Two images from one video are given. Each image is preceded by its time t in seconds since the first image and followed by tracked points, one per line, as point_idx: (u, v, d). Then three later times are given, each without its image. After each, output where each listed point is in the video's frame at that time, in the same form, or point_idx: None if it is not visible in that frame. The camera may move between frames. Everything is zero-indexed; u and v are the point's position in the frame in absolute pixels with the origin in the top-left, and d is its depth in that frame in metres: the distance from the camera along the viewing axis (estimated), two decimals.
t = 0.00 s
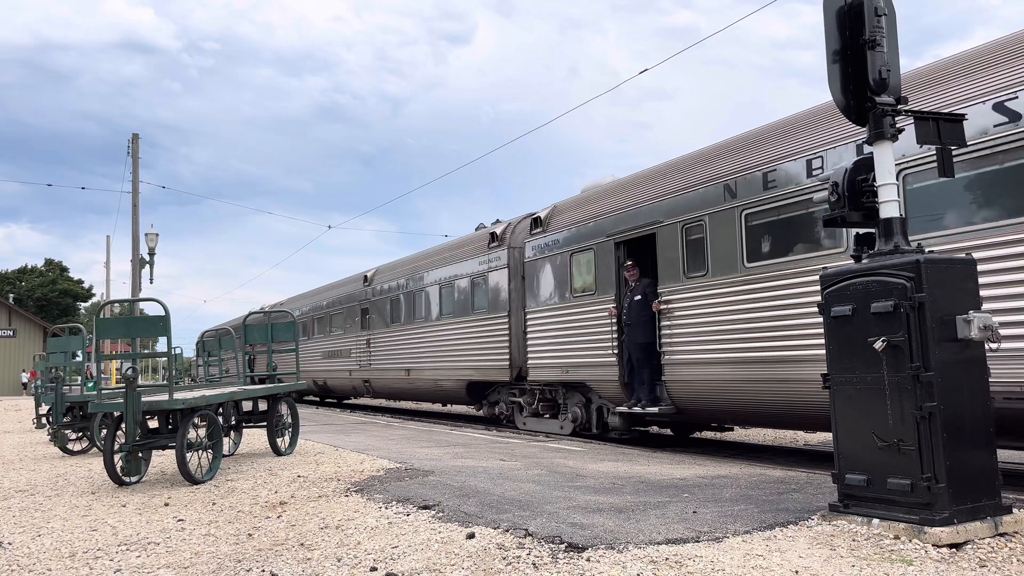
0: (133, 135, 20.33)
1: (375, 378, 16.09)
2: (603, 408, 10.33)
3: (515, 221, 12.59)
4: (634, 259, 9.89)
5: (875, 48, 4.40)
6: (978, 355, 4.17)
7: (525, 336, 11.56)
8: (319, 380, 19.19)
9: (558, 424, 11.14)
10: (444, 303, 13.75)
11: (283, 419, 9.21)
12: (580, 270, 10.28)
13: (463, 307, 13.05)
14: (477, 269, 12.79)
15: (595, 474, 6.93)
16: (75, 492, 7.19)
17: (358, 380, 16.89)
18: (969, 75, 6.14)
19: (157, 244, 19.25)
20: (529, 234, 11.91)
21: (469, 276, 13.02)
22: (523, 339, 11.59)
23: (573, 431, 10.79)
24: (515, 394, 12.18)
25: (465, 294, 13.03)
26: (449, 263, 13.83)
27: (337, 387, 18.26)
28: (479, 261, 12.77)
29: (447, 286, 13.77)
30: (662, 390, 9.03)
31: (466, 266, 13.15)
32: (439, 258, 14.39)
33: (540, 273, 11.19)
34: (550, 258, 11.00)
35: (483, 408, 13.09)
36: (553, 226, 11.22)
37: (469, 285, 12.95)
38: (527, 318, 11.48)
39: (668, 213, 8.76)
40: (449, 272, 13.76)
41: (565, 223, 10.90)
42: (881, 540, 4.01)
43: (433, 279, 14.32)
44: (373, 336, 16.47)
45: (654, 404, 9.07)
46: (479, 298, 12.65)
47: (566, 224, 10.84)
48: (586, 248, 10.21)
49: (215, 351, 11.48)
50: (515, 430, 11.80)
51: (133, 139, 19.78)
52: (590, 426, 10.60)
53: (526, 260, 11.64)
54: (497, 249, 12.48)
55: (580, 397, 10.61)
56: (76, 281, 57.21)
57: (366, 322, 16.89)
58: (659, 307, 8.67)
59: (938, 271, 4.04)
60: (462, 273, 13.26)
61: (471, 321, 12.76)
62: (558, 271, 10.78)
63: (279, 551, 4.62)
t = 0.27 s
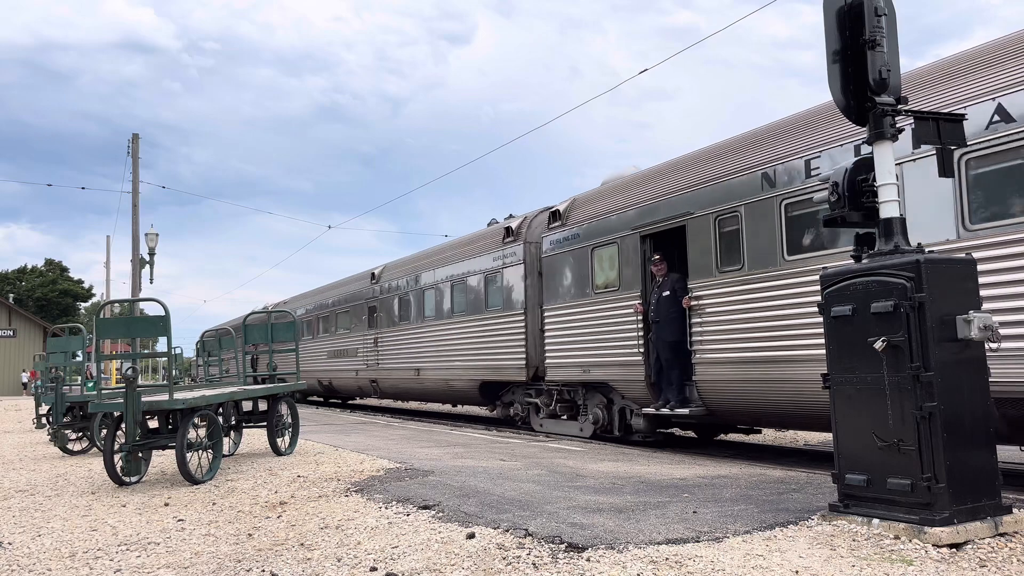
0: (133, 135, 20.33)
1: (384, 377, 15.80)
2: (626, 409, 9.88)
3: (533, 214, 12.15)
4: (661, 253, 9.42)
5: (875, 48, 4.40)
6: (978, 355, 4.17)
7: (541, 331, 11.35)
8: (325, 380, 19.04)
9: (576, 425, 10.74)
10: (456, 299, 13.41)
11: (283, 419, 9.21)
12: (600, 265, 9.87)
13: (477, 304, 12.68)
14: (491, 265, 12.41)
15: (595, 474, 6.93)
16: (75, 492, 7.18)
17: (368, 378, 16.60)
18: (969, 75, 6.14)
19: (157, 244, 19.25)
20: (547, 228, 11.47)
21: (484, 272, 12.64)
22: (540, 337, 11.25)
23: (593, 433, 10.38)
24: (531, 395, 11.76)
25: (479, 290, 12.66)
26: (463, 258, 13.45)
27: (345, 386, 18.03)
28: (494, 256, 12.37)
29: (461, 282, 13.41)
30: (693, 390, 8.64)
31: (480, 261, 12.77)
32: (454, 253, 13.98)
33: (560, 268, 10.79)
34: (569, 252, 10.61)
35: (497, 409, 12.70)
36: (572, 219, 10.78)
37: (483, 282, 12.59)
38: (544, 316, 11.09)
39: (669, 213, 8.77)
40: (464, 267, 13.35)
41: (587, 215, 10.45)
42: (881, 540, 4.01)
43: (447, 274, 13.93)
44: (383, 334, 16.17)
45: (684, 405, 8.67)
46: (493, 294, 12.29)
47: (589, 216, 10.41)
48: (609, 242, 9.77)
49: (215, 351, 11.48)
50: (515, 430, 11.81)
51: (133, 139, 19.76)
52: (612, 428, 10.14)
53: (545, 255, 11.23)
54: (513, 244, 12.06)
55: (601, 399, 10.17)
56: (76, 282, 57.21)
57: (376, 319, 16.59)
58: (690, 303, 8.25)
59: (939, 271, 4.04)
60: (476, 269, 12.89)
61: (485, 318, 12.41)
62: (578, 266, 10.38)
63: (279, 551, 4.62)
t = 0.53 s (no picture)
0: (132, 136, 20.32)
1: (392, 377, 15.49)
2: (650, 410, 9.53)
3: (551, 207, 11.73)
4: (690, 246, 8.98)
5: (875, 48, 4.40)
6: (978, 355, 4.16)
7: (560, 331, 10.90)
8: (329, 380, 18.84)
9: (597, 427, 10.36)
10: (470, 297, 13.04)
11: (284, 419, 9.20)
12: (622, 260, 9.48)
13: (493, 301, 12.29)
14: (507, 261, 12.03)
15: (595, 474, 6.93)
16: (75, 492, 7.18)
17: (376, 377, 16.26)
18: (969, 74, 6.15)
19: (157, 244, 19.24)
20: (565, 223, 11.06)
21: (499, 268, 12.27)
22: (558, 335, 10.91)
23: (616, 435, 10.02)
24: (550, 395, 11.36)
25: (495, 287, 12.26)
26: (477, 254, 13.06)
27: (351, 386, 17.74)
28: (511, 251, 11.97)
29: (474, 278, 13.05)
30: (726, 392, 8.24)
31: (495, 257, 12.39)
32: (468, 249, 13.57)
33: (580, 263, 10.38)
34: (588, 247, 10.22)
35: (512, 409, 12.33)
36: (593, 212, 10.35)
37: (497, 278, 12.22)
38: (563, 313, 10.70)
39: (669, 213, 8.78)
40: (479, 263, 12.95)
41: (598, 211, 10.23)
42: (881, 540, 4.01)
43: (460, 271, 13.52)
44: (392, 332, 15.81)
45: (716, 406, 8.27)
46: (507, 292, 11.94)
47: (610, 209, 9.99)
48: (633, 236, 9.35)
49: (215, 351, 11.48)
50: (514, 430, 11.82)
51: (133, 139, 19.75)
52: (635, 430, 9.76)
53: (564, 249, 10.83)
54: (529, 239, 11.65)
55: (625, 401, 9.77)
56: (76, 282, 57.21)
57: (385, 317, 16.23)
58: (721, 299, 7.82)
59: (939, 271, 4.04)
60: (492, 265, 12.50)
61: (500, 316, 12.03)
62: (599, 261, 9.94)
63: (279, 551, 4.62)
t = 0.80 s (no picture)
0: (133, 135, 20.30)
1: (396, 376, 15.32)
2: (677, 412, 9.12)
3: (570, 201, 11.31)
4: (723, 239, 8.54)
5: (876, 48, 4.40)
6: (978, 356, 4.16)
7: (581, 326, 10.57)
8: (334, 380, 18.54)
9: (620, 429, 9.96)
10: (483, 294, 12.65)
11: (284, 419, 9.20)
12: (647, 255, 9.06)
13: (508, 298, 11.88)
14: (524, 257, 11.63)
15: (595, 474, 6.93)
16: (75, 492, 7.19)
17: (384, 377, 15.84)
18: (969, 74, 6.15)
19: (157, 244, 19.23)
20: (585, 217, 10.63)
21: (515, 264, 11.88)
22: (578, 334, 10.51)
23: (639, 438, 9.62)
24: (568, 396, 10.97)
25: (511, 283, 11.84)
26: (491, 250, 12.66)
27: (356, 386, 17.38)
28: (528, 246, 11.56)
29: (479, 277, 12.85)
30: (764, 392, 7.81)
31: (510, 253, 12.02)
32: (482, 245, 13.17)
33: (603, 258, 9.93)
34: (611, 241, 9.80)
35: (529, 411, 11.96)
36: (616, 205, 9.91)
37: (514, 275, 11.83)
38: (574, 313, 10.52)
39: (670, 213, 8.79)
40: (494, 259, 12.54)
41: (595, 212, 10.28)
42: (881, 540, 4.01)
43: (474, 267, 13.11)
44: (401, 331, 15.40)
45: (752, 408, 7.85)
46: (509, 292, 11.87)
47: (634, 202, 9.55)
48: (660, 229, 8.91)
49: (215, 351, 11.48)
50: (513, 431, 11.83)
51: (133, 138, 19.73)
52: (661, 432, 9.37)
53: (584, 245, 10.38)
54: (548, 234, 11.24)
55: (651, 402, 9.36)
56: (76, 282, 57.20)
57: (393, 315, 15.84)
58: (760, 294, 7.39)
59: (938, 271, 4.04)
60: (507, 261, 12.10)
61: (516, 314, 11.61)
62: (624, 256, 9.47)
63: (279, 551, 4.62)
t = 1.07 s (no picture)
0: (133, 136, 20.30)
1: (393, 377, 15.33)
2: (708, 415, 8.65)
3: (590, 193, 10.73)
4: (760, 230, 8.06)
5: (876, 48, 4.40)
6: (978, 355, 4.16)
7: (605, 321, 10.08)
8: (339, 380, 18.13)
9: (643, 432, 9.50)
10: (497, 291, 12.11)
11: (284, 419, 9.20)
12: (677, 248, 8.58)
13: (525, 295, 11.35)
14: (541, 252, 11.08)
15: (595, 474, 6.93)
16: (75, 492, 7.19)
17: (392, 377, 15.31)
18: (969, 74, 6.15)
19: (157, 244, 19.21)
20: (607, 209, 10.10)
21: (531, 260, 11.35)
22: (599, 331, 10.02)
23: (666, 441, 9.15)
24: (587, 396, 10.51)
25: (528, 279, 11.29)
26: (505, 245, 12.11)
27: (363, 386, 16.91)
28: (546, 241, 11.00)
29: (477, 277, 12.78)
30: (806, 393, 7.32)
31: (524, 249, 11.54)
32: (496, 239, 12.59)
33: (628, 252, 9.39)
34: (636, 234, 9.28)
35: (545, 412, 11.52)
36: (641, 196, 9.37)
37: (530, 270, 11.31)
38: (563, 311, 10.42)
39: (670, 214, 8.75)
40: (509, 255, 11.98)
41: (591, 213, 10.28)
42: (881, 540, 4.01)
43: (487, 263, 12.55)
44: (410, 329, 14.89)
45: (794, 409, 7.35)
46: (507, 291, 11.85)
47: (661, 192, 9.02)
48: (692, 221, 8.41)
49: (215, 351, 11.48)
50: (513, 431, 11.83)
51: (133, 138, 19.72)
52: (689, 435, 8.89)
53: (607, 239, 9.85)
54: (566, 227, 10.66)
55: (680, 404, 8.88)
56: (76, 282, 57.19)
57: (401, 313, 15.32)
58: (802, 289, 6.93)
59: (938, 271, 4.04)
60: (523, 257, 11.56)
61: (533, 312, 11.08)
62: (653, 250, 8.95)
63: (279, 551, 4.62)
